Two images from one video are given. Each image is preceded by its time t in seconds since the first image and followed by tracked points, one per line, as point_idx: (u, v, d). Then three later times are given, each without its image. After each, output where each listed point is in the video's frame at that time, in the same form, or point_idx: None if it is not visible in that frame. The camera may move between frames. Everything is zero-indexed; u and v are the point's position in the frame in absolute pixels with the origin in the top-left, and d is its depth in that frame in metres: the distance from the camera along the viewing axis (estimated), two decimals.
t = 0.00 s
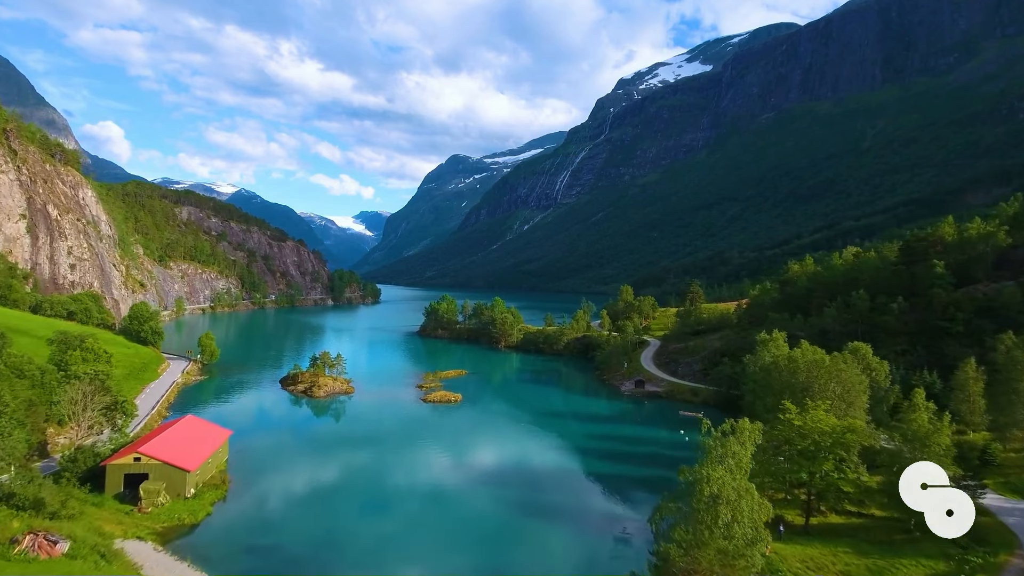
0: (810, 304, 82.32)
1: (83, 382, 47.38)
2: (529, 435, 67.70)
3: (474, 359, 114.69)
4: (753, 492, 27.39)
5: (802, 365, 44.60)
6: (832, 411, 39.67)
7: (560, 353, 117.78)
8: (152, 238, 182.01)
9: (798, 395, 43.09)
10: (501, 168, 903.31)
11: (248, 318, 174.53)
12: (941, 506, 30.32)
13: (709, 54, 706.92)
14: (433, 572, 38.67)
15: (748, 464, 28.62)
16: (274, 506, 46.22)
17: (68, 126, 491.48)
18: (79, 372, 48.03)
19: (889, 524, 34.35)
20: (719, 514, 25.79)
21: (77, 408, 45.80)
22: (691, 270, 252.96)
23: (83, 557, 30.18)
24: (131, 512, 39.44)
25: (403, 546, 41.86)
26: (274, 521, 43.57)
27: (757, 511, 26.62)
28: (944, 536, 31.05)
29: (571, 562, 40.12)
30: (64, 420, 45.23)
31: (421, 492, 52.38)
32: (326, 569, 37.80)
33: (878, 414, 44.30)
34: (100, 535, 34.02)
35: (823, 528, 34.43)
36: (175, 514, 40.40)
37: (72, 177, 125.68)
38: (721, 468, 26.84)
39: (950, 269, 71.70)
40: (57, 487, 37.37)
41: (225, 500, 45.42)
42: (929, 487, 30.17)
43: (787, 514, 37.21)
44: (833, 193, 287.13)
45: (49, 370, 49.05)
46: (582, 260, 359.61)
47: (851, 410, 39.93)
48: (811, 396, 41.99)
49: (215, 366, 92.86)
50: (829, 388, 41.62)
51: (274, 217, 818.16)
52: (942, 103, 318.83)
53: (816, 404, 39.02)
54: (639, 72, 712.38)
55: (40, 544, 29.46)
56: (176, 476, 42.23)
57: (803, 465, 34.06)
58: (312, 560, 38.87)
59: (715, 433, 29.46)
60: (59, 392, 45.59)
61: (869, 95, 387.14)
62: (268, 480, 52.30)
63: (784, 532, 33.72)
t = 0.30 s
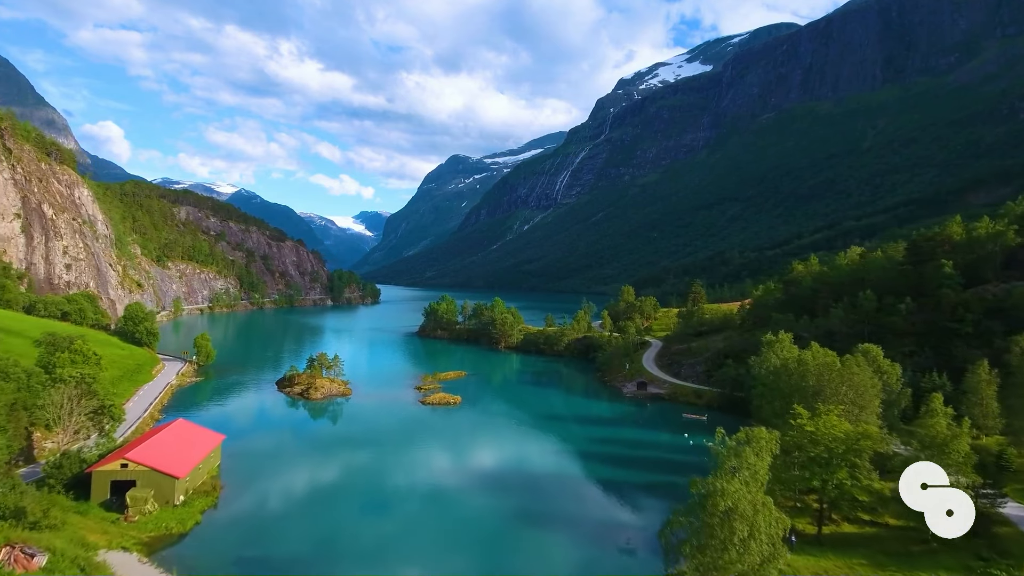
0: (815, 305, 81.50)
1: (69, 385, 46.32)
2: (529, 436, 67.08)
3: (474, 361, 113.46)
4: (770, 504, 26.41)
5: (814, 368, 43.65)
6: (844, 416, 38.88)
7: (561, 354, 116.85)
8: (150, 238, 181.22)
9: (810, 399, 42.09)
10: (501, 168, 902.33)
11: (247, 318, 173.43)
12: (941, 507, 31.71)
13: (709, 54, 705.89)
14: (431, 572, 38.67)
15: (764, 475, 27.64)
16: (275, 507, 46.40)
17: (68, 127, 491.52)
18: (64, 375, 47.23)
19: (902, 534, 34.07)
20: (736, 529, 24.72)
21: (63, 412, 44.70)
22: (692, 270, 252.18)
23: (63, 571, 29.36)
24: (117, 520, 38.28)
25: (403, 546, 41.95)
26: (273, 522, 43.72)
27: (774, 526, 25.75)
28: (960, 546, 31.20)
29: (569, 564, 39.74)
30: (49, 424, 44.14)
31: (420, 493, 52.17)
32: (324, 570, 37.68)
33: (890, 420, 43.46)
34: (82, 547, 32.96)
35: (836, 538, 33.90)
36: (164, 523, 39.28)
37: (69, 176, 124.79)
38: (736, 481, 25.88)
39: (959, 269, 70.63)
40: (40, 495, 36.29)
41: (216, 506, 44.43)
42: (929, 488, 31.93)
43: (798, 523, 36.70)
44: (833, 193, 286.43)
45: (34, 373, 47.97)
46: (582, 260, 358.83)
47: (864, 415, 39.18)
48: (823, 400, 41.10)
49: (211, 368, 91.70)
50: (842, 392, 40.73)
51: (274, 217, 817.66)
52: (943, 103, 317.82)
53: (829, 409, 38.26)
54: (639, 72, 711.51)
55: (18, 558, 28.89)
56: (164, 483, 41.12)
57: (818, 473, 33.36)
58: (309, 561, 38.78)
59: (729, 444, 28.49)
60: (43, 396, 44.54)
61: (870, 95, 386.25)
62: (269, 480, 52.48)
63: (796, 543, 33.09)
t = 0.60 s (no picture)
0: (820, 306, 80.80)
1: (53, 390, 45.11)
2: (529, 437, 66.75)
3: (473, 362, 112.29)
4: (788, 518, 25.53)
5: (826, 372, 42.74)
6: (858, 422, 38.08)
7: (562, 355, 116.11)
8: (148, 238, 180.34)
9: (822, 402, 41.09)
10: (501, 168, 901.64)
11: (245, 318, 172.62)
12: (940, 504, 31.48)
13: (709, 54, 705.03)
14: (431, 573, 38.73)
15: (782, 489, 26.78)
16: (274, 509, 46.56)
17: (67, 127, 490.97)
18: (49, 379, 46.38)
19: (918, 544, 33.73)
20: (754, 548, 23.87)
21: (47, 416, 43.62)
22: (692, 271, 251.45)
23: None
24: (102, 529, 37.37)
25: (402, 547, 42.01)
26: (272, 524, 43.98)
27: (792, 543, 24.99)
28: (980, 559, 30.43)
29: (568, 567, 39.38)
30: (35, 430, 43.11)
31: (419, 493, 52.10)
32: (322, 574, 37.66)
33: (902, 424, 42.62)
34: (64, 559, 31.98)
35: (850, 548, 33.52)
36: (151, 532, 38.33)
37: (64, 175, 124.05)
38: (755, 496, 24.93)
39: (968, 269, 69.43)
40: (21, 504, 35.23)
41: (206, 515, 43.55)
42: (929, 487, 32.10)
43: (811, 532, 36.26)
44: (833, 193, 285.75)
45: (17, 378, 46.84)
46: (582, 260, 358.05)
47: (878, 420, 38.39)
48: (836, 403, 40.28)
49: (207, 369, 90.90)
50: (856, 397, 39.80)
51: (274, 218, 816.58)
52: (943, 103, 316.91)
53: (842, 414, 37.44)
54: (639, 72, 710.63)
55: None
56: (152, 491, 40.17)
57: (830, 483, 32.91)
58: (308, 565, 38.83)
59: (745, 456, 27.62)
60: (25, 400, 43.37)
61: (870, 95, 385.44)
62: (269, 481, 52.72)
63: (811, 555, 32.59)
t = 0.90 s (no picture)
0: (825, 306, 80.09)
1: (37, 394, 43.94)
2: (530, 437, 66.05)
3: (472, 363, 111.27)
4: (809, 535, 24.51)
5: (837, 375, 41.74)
6: (872, 428, 37.02)
7: (563, 355, 115.28)
8: (146, 237, 179.49)
9: (834, 408, 40.05)
10: (501, 168, 900.65)
11: (244, 318, 171.87)
12: (942, 507, 30.71)
13: (709, 54, 703.57)
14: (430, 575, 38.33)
15: (802, 504, 25.69)
16: (273, 511, 46.23)
17: (67, 127, 489.23)
18: (32, 383, 45.09)
19: (937, 556, 32.82)
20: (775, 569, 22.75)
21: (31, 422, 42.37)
22: (692, 270, 250.64)
23: None
24: (86, 540, 36.23)
25: (402, 548, 41.72)
26: (271, 525, 43.71)
27: (814, 561, 23.90)
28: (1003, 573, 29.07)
29: (569, 569, 38.85)
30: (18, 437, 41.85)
31: (419, 493, 51.61)
32: None
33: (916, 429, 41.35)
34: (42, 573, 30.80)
35: (866, 560, 32.74)
36: (137, 542, 37.23)
37: (59, 174, 123.00)
38: (775, 512, 23.89)
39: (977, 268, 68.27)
40: None
41: (196, 523, 42.26)
42: (927, 487, 30.82)
43: (825, 542, 35.49)
44: (834, 193, 284.83)
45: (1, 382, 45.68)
46: (582, 260, 357.20)
47: (893, 425, 37.23)
48: (850, 409, 39.19)
49: (203, 371, 89.90)
50: (870, 401, 38.70)
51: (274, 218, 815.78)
52: (944, 103, 315.89)
53: (856, 419, 36.49)
54: (639, 72, 709.37)
55: None
56: (138, 499, 39.12)
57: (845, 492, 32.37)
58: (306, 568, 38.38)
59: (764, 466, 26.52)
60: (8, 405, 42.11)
61: (870, 95, 384.43)
62: (268, 482, 52.45)
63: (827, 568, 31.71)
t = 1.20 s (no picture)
0: (831, 307, 79.70)
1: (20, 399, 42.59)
2: (530, 438, 65.28)
3: (473, 363, 110.27)
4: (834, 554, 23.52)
5: (849, 378, 40.81)
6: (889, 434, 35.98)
7: (564, 356, 114.31)
8: (143, 237, 178.63)
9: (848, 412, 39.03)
10: (501, 168, 899.47)
11: (242, 318, 171.22)
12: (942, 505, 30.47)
13: (709, 54, 702.12)
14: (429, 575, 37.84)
15: (826, 521, 24.68)
16: (273, 512, 45.73)
17: (66, 127, 487.81)
18: (15, 387, 43.74)
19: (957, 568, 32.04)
20: None
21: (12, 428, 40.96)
22: (693, 270, 249.72)
23: None
24: (68, 551, 34.75)
25: (402, 549, 41.26)
26: (269, 528, 43.30)
27: None
28: None
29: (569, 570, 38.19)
30: None
31: (419, 493, 50.97)
32: None
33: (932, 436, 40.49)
34: None
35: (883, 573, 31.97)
36: (121, 553, 35.63)
37: (55, 173, 121.98)
38: (799, 532, 22.96)
39: (986, 268, 67.08)
40: None
41: (184, 532, 40.65)
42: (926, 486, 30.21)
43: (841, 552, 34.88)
44: (835, 193, 283.88)
45: None
46: (582, 260, 356.23)
47: (908, 431, 36.19)
48: (864, 415, 38.17)
49: (199, 372, 88.96)
50: (885, 406, 37.53)
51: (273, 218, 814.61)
52: (945, 102, 314.82)
53: (870, 425, 35.52)
54: (639, 72, 708.17)
55: None
56: (124, 507, 37.72)
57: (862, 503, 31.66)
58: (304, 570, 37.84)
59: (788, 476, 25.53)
60: None
61: (871, 95, 383.44)
62: (267, 483, 52.03)
63: None
